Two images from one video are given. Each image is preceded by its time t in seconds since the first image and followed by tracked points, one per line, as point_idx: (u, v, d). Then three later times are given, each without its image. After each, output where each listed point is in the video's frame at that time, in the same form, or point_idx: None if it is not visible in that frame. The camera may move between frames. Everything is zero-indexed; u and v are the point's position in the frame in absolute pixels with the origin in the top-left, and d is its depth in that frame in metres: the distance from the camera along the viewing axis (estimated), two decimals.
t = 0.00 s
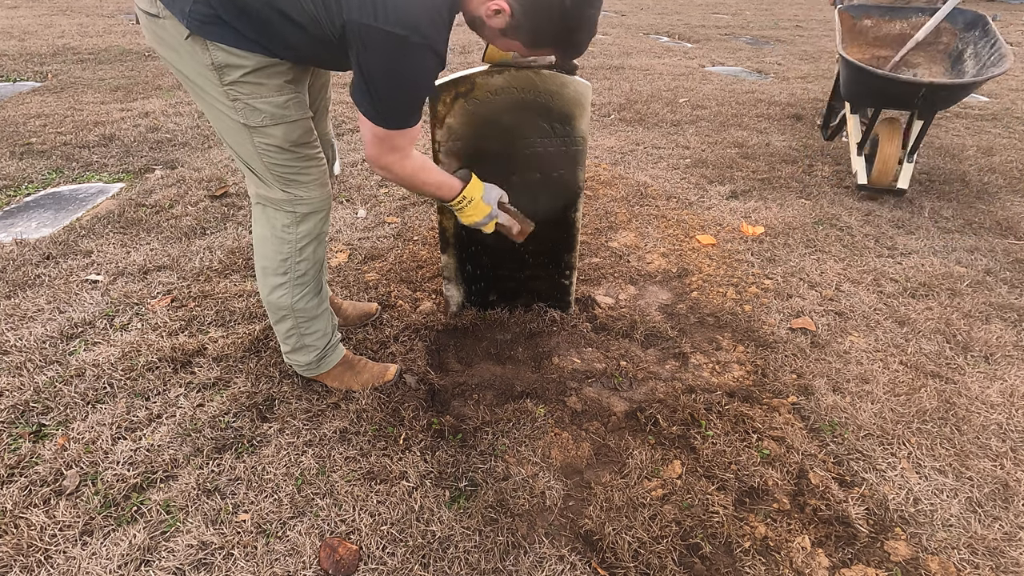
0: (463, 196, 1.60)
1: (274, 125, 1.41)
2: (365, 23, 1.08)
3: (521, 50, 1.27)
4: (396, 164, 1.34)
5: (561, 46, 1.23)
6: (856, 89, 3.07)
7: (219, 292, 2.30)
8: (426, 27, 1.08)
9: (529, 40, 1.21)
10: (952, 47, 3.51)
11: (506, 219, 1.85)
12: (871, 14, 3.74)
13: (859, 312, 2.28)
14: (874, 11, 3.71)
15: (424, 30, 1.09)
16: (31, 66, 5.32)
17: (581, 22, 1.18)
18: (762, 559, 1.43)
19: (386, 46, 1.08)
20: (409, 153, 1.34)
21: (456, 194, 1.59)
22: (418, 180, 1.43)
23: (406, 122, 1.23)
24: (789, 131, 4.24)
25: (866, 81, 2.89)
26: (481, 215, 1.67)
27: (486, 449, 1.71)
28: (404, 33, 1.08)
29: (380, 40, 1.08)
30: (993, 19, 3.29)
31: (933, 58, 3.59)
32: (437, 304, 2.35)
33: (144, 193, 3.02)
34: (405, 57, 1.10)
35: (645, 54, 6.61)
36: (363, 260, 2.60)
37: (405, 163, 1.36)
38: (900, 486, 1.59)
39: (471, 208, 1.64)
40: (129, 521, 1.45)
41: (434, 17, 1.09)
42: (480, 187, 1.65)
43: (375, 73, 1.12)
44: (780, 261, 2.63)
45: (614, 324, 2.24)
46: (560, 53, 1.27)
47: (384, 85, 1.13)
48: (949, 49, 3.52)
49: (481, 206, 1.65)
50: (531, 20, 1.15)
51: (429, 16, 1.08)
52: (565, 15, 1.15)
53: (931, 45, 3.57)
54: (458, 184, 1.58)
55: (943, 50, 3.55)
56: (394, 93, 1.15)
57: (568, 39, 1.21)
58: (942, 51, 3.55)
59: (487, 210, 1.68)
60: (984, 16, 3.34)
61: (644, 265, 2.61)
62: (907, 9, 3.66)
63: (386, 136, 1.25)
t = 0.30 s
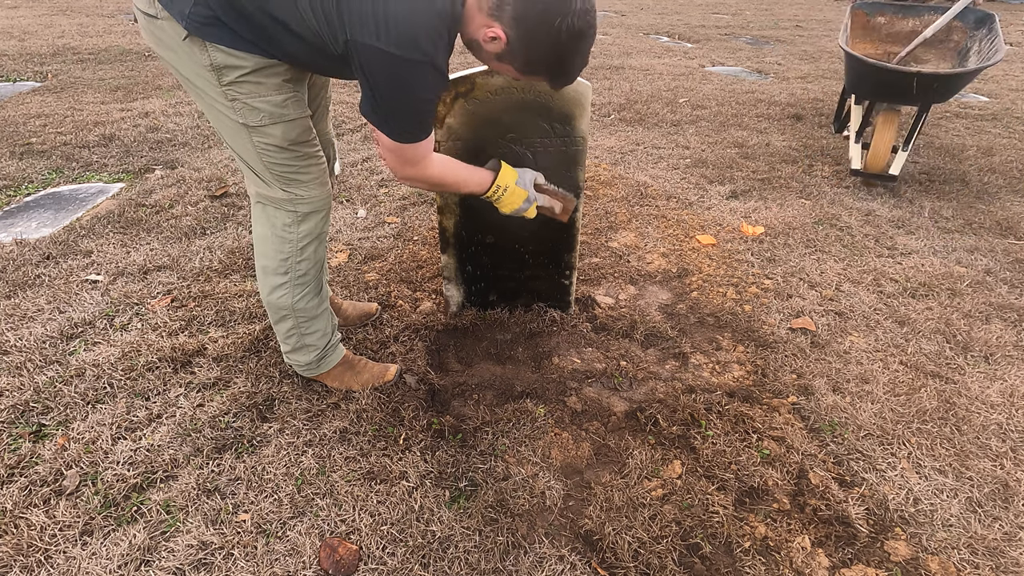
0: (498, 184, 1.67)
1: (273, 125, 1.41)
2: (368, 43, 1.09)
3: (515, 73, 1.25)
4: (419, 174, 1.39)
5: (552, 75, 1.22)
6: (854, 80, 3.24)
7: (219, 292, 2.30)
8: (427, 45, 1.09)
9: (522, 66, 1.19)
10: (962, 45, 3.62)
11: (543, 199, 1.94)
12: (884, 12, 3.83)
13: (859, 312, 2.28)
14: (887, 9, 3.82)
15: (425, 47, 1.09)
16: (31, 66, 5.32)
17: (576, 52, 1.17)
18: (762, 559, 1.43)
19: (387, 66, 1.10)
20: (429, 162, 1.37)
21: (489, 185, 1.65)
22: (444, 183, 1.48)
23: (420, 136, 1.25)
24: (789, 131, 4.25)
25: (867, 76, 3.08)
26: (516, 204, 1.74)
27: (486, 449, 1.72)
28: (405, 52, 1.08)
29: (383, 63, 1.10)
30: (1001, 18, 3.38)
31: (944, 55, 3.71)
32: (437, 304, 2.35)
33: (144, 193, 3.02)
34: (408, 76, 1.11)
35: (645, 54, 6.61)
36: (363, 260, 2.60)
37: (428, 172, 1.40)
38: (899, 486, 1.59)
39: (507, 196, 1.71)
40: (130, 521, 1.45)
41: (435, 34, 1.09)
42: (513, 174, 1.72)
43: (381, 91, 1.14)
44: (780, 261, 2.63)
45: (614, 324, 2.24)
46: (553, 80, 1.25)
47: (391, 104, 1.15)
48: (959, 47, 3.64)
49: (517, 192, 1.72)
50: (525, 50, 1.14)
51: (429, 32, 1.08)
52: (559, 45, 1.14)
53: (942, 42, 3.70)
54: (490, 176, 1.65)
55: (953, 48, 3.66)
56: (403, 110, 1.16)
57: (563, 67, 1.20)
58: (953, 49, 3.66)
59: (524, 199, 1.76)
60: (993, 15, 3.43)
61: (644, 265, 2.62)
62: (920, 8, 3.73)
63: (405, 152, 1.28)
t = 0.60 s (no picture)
0: (457, 161, 1.65)
1: (276, 125, 1.42)
2: None
3: (519, 48, 1.28)
4: (375, 148, 1.35)
5: (557, 46, 1.25)
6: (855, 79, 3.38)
7: (219, 292, 2.30)
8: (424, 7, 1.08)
9: (528, 38, 1.21)
10: (977, 42, 3.66)
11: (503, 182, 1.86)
12: (901, 9, 3.84)
13: (859, 312, 2.28)
14: (905, 7, 3.82)
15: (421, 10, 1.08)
16: (32, 66, 5.32)
17: (582, 22, 1.20)
18: (762, 559, 1.43)
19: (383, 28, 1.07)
20: (388, 137, 1.35)
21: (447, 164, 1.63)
22: (400, 160, 1.45)
23: (397, 103, 1.22)
24: (789, 131, 4.24)
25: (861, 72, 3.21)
26: (471, 184, 1.70)
27: (486, 449, 1.71)
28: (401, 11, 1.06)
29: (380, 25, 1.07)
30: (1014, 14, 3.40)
31: (959, 51, 3.76)
32: (437, 304, 2.35)
33: (144, 193, 3.02)
34: (403, 35, 1.08)
35: (645, 54, 6.61)
36: (363, 260, 2.60)
37: (384, 146, 1.37)
38: (899, 486, 1.59)
39: (464, 176, 1.68)
40: (130, 521, 1.45)
41: (433, 1, 1.09)
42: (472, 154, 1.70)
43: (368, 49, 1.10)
44: (780, 261, 2.63)
45: (614, 324, 2.24)
46: (556, 54, 1.28)
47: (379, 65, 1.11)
48: (974, 44, 3.69)
49: (477, 170, 1.69)
50: (533, 20, 1.16)
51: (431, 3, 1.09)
52: (566, 15, 1.16)
53: (958, 38, 3.75)
54: (449, 155, 1.62)
55: (969, 44, 3.71)
56: (387, 71, 1.13)
57: (569, 38, 1.22)
58: (968, 46, 3.71)
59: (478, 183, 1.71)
60: (1007, 12, 3.45)
61: (644, 265, 2.62)
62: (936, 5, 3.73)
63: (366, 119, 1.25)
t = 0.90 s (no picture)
0: (485, 177, 1.65)
1: (278, 125, 1.42)
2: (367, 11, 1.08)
3: (525, 44, 1.28)
4: (411, 155, 1.35)
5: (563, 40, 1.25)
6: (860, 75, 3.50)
7: (219, 292, 2.30)
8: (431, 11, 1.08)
9: (534, 34, 1.21)
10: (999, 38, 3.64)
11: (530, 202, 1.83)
12: (923, 5, 3.84)
13: (859, 312, 2.28)
14: (927, 2, 3.82)
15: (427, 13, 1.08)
16: (32, 66, 5.32)
17: (587, 12, 1.19)
18: (762, 559, 1.43)
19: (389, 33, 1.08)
20: (421, 144, 1.35)
21: (474, 178, 1.63)
22: (434, 168, 1.46)
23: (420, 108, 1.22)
24: (789, 131, 4.24)
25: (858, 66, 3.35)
26: (495, 203, 1.70)
27: (486, 449, 1.72)
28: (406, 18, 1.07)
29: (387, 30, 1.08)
30: None
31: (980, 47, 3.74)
32: (437, 304, 2.35)
33: (144, 193, 3.02)
34: (412, 41, 1.09)
35: (645, 54, 6.61)
36: (363, 260, 2.60)
37: (417, 154, 1.37)
38: (899, 486, 1.59)
39: (491, 193, 1.68)
40: (130, 521, 1.45)
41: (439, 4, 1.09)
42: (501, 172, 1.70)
43: (380, 60, 1.11)
44: (780, 261, 2.63)
45: (614, 324, 2.24)
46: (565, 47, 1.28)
47: (393, 74, 1.13)
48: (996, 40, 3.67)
49: (504, 188, 1.69)
50: (538, 14, 1.16)
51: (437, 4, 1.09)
52: (571, 7, 1.16)
53: (980, 35, 3.73)
54: (477, 170, 1.62)
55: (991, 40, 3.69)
56: (403, 77, 1.13)
57: (576, 30, 1.22)
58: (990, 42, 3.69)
59: (506, 202, 1.71)
60: None
61: (644, 265, 2.61)
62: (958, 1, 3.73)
63: (400, 127, 1.25)
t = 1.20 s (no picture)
0: (469, 161, 1.65)
1: (281, 125, 1.42)
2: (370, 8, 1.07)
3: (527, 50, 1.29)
4: (394, 151, 1.35)
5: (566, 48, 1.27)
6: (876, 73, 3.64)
7: (219, 292, 2.30)
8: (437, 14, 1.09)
9: (538, 41, 1.23)
10: None
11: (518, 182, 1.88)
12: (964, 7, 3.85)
13: (859, 312, 2.28)
14: (967, 4, 3.84)
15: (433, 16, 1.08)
16: (32, 66, 5.32)
17: (590, 20, 1.23)
18: (762, 559, 1.43)
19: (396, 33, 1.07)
20: (405, 140, 1.34)
21: (460, 161, 1.63)
22: (417, 163, 1.45)
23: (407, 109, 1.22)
24: (789, 131, 4.24)
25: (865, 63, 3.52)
26: (484, 184, 1.72)
27: (486, 449, 1.72)
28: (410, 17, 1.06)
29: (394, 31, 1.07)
30: None
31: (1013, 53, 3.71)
32: (437, 304, 2.35)
33: (144, 193, 3.02)
34: (415, 43, 1.09)
35: (645, 54, 6.61)
36: (363, 260, 2.60)
37: (402, 151, 1.37)
38: (899, 486, 1.59)
39: (478, 175, 1.69)
40: (130, 521, 1.45)
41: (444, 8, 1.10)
42: (486, 153, 1.70)
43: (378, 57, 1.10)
44: (780, 261, 2.63)
45: (614, 324, 2.24)
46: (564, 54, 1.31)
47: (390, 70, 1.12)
48: None
49: (490, 171, 1.70)
50: (546, 22, 1.18)
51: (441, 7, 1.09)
52: (576, 17, 1.19)
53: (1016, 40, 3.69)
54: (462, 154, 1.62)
55: None
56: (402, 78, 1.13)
57: (578, 39, 1.25)
58: None
59: (495, 178, 1.72)
60: None
61: (644, 265, 2.62)
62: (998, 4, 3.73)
63: (384, 124, 1.25)
